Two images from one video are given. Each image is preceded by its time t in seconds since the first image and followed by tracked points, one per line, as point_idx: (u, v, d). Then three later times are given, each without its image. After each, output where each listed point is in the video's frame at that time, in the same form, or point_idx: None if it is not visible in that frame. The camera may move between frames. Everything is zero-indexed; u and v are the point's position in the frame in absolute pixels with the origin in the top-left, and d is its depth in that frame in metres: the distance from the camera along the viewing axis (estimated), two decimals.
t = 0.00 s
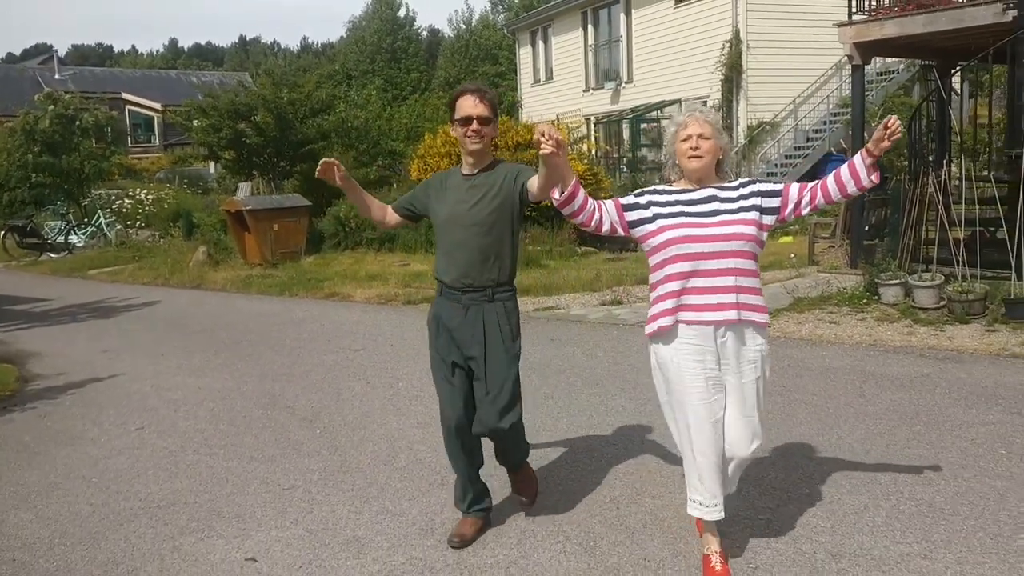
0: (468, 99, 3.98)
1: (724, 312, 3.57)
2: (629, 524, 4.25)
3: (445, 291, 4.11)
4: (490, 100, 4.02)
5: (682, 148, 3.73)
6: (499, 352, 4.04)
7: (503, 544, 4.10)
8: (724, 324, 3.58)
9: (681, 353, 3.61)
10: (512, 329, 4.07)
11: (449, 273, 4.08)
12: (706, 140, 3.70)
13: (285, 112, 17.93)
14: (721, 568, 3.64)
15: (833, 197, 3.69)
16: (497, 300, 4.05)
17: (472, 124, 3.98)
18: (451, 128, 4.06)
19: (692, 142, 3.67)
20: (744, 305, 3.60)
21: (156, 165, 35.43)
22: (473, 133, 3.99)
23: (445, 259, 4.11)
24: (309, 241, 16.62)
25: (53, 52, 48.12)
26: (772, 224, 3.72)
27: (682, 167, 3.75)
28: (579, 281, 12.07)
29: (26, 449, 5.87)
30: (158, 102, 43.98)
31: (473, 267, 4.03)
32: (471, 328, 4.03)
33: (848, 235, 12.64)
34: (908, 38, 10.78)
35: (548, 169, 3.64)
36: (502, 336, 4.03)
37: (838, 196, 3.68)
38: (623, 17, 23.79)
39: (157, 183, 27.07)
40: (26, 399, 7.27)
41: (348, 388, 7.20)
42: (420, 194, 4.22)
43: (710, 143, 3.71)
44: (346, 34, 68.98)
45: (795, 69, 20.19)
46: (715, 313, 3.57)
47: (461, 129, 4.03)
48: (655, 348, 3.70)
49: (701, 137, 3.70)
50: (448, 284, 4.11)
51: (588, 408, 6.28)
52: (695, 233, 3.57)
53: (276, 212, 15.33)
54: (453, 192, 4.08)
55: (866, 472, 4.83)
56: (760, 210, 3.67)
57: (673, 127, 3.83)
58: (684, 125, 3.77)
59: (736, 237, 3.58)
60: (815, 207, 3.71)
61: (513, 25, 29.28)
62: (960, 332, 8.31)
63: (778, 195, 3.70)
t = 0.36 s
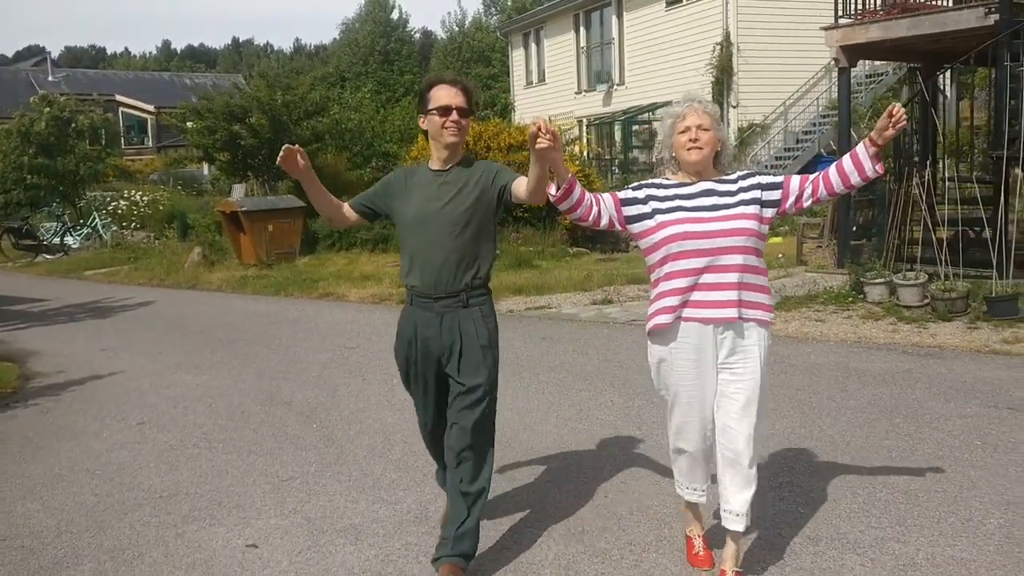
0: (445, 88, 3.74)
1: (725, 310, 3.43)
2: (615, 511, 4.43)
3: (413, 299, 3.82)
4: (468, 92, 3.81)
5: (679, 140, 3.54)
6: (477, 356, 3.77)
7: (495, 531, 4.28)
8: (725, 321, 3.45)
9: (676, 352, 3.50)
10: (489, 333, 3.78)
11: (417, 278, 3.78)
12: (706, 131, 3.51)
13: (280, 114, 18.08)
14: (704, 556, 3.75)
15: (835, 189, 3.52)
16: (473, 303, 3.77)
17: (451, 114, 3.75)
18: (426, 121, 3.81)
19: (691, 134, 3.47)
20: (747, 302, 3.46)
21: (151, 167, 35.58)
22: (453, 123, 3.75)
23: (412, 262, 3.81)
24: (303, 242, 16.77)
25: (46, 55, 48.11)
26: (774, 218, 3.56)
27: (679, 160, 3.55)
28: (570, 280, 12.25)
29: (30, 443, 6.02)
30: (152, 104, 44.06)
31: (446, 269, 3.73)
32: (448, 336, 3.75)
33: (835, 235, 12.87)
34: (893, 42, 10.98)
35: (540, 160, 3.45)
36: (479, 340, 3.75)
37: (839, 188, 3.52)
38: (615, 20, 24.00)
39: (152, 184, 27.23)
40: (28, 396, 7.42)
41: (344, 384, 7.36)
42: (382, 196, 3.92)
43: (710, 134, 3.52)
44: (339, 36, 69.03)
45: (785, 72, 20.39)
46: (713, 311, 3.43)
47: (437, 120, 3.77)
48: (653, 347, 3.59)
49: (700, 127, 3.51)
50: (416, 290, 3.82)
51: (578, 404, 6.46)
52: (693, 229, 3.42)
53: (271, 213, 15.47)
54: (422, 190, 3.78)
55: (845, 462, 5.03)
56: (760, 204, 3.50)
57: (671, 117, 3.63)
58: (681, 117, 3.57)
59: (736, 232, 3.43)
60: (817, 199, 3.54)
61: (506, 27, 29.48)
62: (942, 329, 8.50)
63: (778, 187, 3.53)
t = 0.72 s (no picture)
0: (436, 81, 3.61)
1: (728, 317, 3.29)
2: (609, 501, 4.59)
3: (401, 304, 3.56)
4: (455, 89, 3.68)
5: (681, 141, 3.45)
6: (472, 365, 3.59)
7: (493, 520, 4.44)
8: (731, 330, 3.31)
9: (680, 358, 3.33)
10: (484, 341, 3.62)
11: (409, 280, 3.53)
12: (709, 133, 3.42)
13: (278, 114, 18.23)
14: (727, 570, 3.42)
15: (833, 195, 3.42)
16: (468, 306, 3.59)
17: (445, 108, 3.59)
18: (413, 117, 3.62)
19: (694, 135, 3.39)
20: (750, 307, 3.33)
21: (147, 167, 35.74)
22: (446, 119, 3.59)
23: (401, 264, 3.56)
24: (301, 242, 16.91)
25: (41, 55, 48.22)
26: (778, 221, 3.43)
27: (682, 162, 3.47)
28: (565, 279, 12.42)
29: (36, 437, 6.16)
30: (148, 105, 44.24)
31: (443, 270, 3.52)
32: (441, 342, 3.53)
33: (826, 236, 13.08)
34: (882, 45, 11.15)
35: (545, 153, 3.35)
36: (474, 348, 3.58)
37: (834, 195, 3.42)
38: (609, 22, 24.20)
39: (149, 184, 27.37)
40: (33, 392, 7.56)
41: (343, 380, 7.52)
42: (358, 195, 3.67)
43: (713, 136, 3.43)
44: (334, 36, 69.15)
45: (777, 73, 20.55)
46: (714, 317, 3.30)
47: (427, 114, 3.61)
48: (655, 354, 3.42)
49: (703, 129, 3.42)
50: (405, 293, 3.56)
51: (572, 400, 6.62)
52: (699, 232, 3.29)
53: (269, 213, 15.61)
54: (409, 187, 3.57)
55: (831, 453, 5.20)
56: (764, 209, 3.38)
57: (673, 119, 3.53)
58: (684, 118, 3.47)
59: (740, 237, 3.30)
60: (821, 203, 3.43)
61: (502, 28, 29.66)
62: (929, 327, 8.67)
63: (783, 191, 3.41)
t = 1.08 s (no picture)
0: (440, 90, 3.52)
1: (747, 325, 3.28)
2: (613, 493, 4.72)
3: (396, 322, 3.41)
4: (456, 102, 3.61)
5: (691, 150, 3.49)
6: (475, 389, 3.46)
7: (502, 511, 4.57)
8: (747, 335, 3.29)
9: (697, 372, 3.32)
10: (485, 362, 3.50)
11: (405, 298, 3.39)
12: (717, 141, 3.46)
13: (278, 115, 18.36)
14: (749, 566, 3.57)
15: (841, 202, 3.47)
16: (466, 325, 3.45)
17: (450, 120, 3.52)
18: (417, 126, 3.51)
19: (703, 143, 3.43)
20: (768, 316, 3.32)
21: (144, 168, 35.82)
22: (450, 130, 3.51)
23: (395, 281, 3.41)
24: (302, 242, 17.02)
25: (38, 56, 48.27)
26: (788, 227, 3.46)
27: (692, 171, 3.50)
28: (565, 279, 12.54)
29: (49, 433, 6.27)
30: (145, 106, 44.31)
31: (440, 288, 3.38)
32: (440, 362, 3.39)
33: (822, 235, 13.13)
34: (877, 46, 11.29)
35: (556, 152, 3.41)
36: (476, 370, 3.45)
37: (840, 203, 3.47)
38: (607, 23, 24.36)
39: (148, 185, 27.44)
40: (42, 390, 7.67)
41: (349, 377, 7.64)
42: (349, 206, 3.48)
43: (721, 143, 3.47)
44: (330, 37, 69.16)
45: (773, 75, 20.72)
46: (738, 325, 3.28)
47: (429, 123, 3.51)
48: (666, 365, 3.42)
49: (712, 136, 3.46)
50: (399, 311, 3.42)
51: (576, 396, 6.75)
52: (711, 241, 3.31)
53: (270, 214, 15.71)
54: (405, 201, 3.42)
55: (830, 446, 5.34)
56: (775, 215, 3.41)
57: (681, 128, 3.58)
58: (692, 126, 3.52)
59: (754, 243, 3.32)
60: (832, 208, 3.47)
61: (499, 30, 29.79)
62: (924, 325, 8.81)
63: (793, 197, 3.45)
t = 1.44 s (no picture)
0: (457, 87, 3.60)
1: (760, 324, 3.41)
2: (620, 488, 4.84)
3: (419, 317, 3.51)
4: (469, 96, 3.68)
5: (709, 152, 3.59)
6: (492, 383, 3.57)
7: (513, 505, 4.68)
8: (757, 336, 3.42)
9: (706, 366, 3.45)
10: (502, 353, 3.61)
11: (427, 293, 3.49)
12: (735, 143, 3.56)
13: (279, 119, 18.48)
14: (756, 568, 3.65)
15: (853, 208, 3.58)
16: (485, 317, 3.56)
17: (467, 115, 3.60)
18: (436, 121, 3.57)
19: (721, 145, 3.53)
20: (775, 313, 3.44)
21: (141, 171, 35.90)
22: (467, 125, 3.60)
23: (417, 276, 3.50)
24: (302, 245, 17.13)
25: (34, 59, 48.25)
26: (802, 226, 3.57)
27: (709, 172, 3.60)
28: (566, 280, 12.65)
29: (61, 432, 6.36)
30: (141, 110, 44.32)
31: (462, 283, 3.49)
32: (460, 355, 3.49)
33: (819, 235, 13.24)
34: (874, 50, 11.42)
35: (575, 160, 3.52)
36: (494, 363, 3.55)
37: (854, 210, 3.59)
38: (603, 27, 24.53)
39: (146, 188, 27.51)
40: (52, 390, 7.75)
41: (355, 376, 7.74)
42: (365, 200, 3.52)
43: (739, 145, 3.57)
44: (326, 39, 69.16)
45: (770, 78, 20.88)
46: (748, 324, 3.41)
47: (446, 118, 3.58)
48: (679, 357, 3.54)
49: (730, 139, 3.56)
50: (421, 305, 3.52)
51: (580, 394, 6.85)
52: (725, 242, 3.44)
53: (271, 216, 15.80)
54: (424, 198, 3.49)
55: (831, 442, 5.46)
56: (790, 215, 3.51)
57: (700, 129, 3.67)
58: (710, 128, 3.61)
59: (767, 243, 3.45)
60: (844, 210, 3.58)
61: (495, 33, 29.92)
62: (920, 324, 8.93)
63: (807, 198, 3.55)
